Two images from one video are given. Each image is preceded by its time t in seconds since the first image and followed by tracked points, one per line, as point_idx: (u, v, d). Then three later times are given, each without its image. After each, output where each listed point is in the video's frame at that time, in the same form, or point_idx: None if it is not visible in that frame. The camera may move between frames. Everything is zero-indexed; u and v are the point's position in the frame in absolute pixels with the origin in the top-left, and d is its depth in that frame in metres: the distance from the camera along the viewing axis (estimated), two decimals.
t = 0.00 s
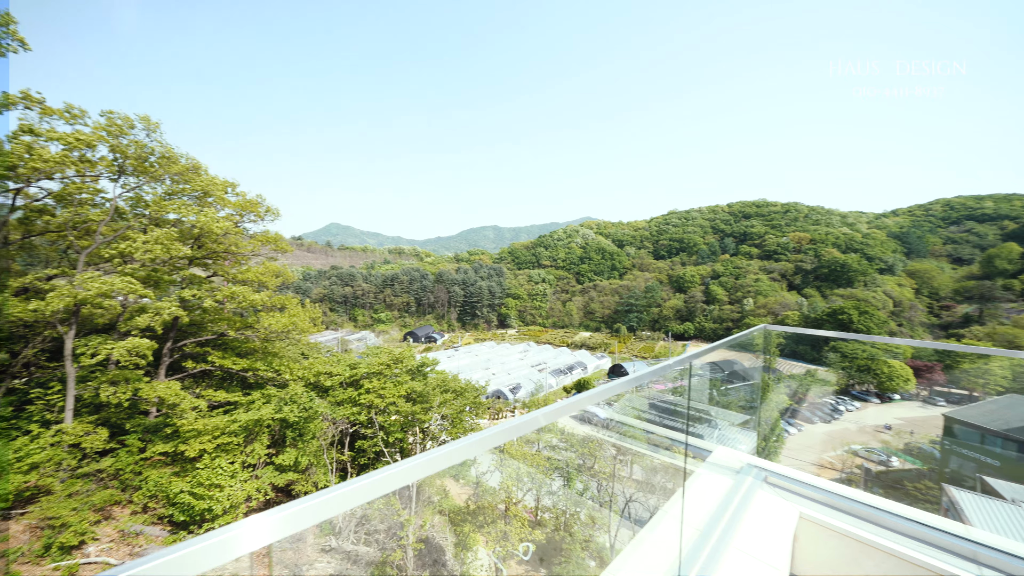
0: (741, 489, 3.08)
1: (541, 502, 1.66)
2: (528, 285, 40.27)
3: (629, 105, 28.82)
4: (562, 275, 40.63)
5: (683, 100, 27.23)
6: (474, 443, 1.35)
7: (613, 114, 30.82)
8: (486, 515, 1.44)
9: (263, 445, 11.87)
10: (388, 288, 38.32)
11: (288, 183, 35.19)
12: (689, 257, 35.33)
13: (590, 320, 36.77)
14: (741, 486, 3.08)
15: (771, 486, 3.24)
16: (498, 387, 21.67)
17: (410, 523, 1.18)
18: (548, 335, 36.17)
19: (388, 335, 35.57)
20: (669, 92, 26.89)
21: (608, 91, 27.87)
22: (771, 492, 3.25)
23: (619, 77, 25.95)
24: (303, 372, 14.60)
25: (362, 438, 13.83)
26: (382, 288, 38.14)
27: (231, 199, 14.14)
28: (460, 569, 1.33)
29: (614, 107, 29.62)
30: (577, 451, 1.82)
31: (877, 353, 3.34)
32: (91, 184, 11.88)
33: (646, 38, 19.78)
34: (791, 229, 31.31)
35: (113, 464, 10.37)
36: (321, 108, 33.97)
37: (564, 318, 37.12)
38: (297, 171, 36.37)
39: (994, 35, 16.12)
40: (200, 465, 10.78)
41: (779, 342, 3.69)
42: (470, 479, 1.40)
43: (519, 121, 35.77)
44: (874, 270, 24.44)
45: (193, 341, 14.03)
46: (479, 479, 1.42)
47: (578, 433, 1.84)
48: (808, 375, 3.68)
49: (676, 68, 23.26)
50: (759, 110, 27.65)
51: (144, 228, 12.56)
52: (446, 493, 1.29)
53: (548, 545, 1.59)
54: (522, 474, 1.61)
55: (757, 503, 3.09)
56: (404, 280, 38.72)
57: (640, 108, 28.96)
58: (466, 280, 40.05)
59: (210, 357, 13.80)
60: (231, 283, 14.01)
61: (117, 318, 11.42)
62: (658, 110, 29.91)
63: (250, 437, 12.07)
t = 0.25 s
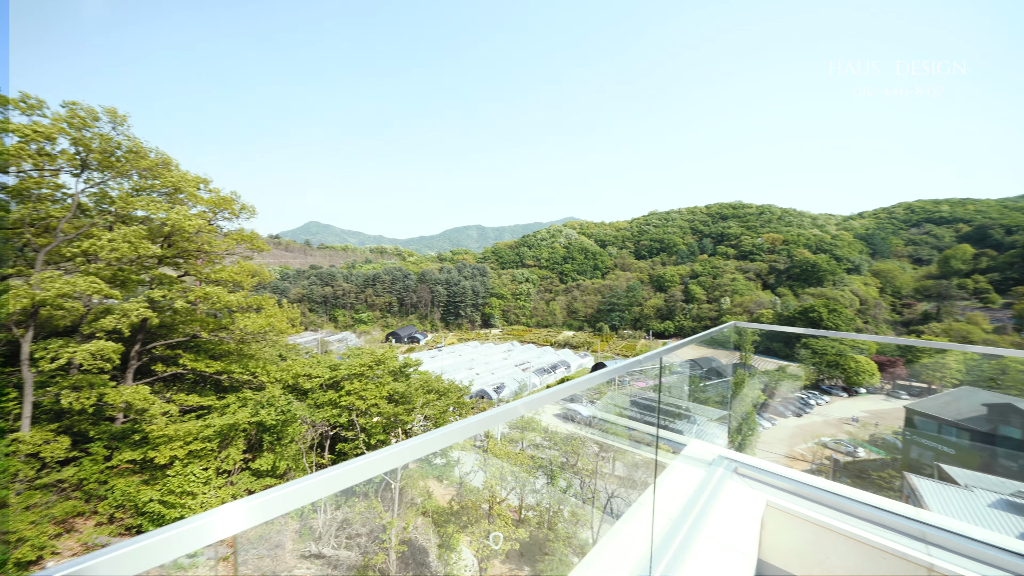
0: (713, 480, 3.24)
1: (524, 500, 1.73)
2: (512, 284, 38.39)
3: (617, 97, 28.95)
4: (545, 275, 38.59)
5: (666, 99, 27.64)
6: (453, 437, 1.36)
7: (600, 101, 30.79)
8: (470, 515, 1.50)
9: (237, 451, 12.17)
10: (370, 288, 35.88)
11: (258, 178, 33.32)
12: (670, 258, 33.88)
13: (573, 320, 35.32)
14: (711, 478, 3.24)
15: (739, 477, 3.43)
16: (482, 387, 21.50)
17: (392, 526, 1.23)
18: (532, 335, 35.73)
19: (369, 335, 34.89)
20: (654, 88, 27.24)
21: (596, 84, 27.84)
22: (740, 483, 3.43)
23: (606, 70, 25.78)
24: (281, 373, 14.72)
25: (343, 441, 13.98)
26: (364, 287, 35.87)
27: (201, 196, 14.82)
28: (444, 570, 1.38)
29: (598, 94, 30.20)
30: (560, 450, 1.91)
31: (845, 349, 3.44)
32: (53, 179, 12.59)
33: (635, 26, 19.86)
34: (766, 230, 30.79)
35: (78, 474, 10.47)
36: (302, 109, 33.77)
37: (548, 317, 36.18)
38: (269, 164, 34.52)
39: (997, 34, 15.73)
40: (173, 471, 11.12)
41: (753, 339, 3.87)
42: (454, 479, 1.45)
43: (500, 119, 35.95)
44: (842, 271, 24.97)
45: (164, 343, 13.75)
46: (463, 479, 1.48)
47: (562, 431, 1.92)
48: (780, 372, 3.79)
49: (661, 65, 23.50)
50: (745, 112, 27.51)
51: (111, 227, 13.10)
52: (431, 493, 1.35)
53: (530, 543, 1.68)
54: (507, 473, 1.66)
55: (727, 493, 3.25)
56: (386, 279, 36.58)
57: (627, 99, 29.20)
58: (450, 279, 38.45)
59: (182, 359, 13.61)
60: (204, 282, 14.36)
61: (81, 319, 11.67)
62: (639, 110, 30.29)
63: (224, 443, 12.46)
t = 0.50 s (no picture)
0: (688, 473, 3.40)
1: (509, 499, 1.81)
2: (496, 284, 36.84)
3: (603, 96, 29.06)
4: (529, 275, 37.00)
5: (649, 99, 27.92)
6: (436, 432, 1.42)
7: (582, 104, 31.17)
8: (455, 516, 1.55)
9: (212, 456, 12.77)
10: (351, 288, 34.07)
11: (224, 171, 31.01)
12: (650, 258, 33.01)
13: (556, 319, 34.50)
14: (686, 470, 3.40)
15: (714, 469, 3.60)
16: (466, 387, 21.48)
17: (374, 528, 1.27)
18: (516, 334, 34.88)
19: (350, 335, 32.99)
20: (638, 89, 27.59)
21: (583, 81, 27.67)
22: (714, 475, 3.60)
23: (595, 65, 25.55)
24: (257, 375, 15.44)
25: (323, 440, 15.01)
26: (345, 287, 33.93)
27: (175, 194, 15.37)
28: (428, 571, 1.43)
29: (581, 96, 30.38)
30: (544, 448, 2.00)
31: (815, 346, 3.68)
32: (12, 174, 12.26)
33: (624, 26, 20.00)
34: (741, 231, 30.38)
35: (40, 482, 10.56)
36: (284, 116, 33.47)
37: (532, 316, 35.09)
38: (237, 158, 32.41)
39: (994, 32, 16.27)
40: (148, 477, 11.60)
41: (729, 336, 4.06)
42: (438, 478, 1.50)
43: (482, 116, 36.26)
44: (812, 270, 26.22)
45: (132, 347, 13.90)
46: (448, 479, 1.53)
47: (545, 429, 2.00)
48: (753, 368, 3.97)
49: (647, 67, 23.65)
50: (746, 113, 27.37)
51: (76, 226, 13.05)
52: (414, 495, 1.39)
53: (514, 541, 1.77)
54: (491, 470, 1.73)
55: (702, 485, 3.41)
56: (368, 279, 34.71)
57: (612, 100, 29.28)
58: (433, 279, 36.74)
59: (152, 363, 13.98)
60: (176, 283, 14.70)
61: (40, 322, 11.59)
62: (618, 114, 30.59)
63: (199, 448, 12.99)
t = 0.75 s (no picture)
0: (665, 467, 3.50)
1: (491, 499, 1.81)
2: (478, 284, 35.80)
3: (586, 94, 29.36)
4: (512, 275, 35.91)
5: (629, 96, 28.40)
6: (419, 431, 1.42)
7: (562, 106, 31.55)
8: (436, 517, 1.54)
9: (181, 464, 12.77)
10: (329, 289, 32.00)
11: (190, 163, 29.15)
12: (629, 258, 32.99)
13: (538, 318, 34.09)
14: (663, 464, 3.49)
15: (690, 462, 3.71)
16: (448, 387, 21.32)
17: (353, 533, 1.25)
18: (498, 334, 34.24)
19: (329, 337, 30.49)
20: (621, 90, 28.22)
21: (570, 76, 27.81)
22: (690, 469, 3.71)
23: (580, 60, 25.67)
24: (230, 380, 15.74)
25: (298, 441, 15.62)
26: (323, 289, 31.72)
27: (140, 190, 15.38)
28: (409, 572, 1.42)
29: (565, 96, 30.79)
30: (526, 447, 2.01)
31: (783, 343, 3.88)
32: None
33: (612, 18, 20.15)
34: (717, 232, 30.51)
35: None
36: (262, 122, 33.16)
37: (514, 316, 34.38)
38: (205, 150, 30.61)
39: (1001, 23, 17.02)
40: (107, 488, 11.29)
41: (706, 334, 4.20)
42: (419, 481, 1.49)
43: (462, 115, 36.69)
44: (783, 270, 27.00)
45: (91, 350, 13.20)
46: (429, 481, 1.53)
47: (528, 428, 2.02)
48: (729, 365, 4.13)
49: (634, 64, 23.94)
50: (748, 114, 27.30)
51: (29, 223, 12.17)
52: (395, 498, 1.38)
53: (496, 540, 1.77)
54: (474, 470, 1.73)
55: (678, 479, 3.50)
56: (348, 279, 32.80)
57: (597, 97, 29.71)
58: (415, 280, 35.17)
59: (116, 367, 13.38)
60: (139, 283, 14.25)
61: None
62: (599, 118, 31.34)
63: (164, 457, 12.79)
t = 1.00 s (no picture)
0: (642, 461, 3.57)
1: (470, 500, 1.80)
2: (456, 283, 35.26)
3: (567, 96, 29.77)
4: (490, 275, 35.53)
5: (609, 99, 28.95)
6: (397, 432, 1.38)
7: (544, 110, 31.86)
8: (415, 519, 1.50)
9: (140, 475, 12.19)
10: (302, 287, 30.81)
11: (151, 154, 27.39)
12: (607, 258, 33.36)
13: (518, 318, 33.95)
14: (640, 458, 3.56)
15: (665, 456, 3.80)
16: (426, 388, 21.17)
17: (329, 539, 1.21)
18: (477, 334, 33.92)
19: (302, 338, 29.22)
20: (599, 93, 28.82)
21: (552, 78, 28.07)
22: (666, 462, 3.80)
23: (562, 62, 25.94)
24: (195, 384, 15.95)
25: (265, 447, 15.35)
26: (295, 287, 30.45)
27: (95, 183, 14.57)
28: None
29: (547, 97, 31.06)
30: (505, 446, 2.00)
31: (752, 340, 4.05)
32: None
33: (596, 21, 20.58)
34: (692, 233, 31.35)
35: None
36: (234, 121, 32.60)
37: (493, 316, 34.07)
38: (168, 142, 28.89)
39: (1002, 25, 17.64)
40: (58, 503, 10.54)
41: (680, 332, 4.32)
42: (397, 484, 1.46)
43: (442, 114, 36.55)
44: (752, 270, 27.77)
45: (38, 355, 12.61)
46: (407, 483, 1.49)
47: (507, 427, 2.01)
48: (702, 361, 4.27)
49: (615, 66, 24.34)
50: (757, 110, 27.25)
51: None
52: (371, 502, 1.35)
53: (476, 540, 1.76)
54: (454, 471, 1.71)
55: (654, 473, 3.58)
56: (321, 278, 31.69)
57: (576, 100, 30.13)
58: (392, 279, 34.15)
59: (67, 373, 12.94)
60: (94, 281, 13.76)
61: None
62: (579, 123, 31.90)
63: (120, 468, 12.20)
